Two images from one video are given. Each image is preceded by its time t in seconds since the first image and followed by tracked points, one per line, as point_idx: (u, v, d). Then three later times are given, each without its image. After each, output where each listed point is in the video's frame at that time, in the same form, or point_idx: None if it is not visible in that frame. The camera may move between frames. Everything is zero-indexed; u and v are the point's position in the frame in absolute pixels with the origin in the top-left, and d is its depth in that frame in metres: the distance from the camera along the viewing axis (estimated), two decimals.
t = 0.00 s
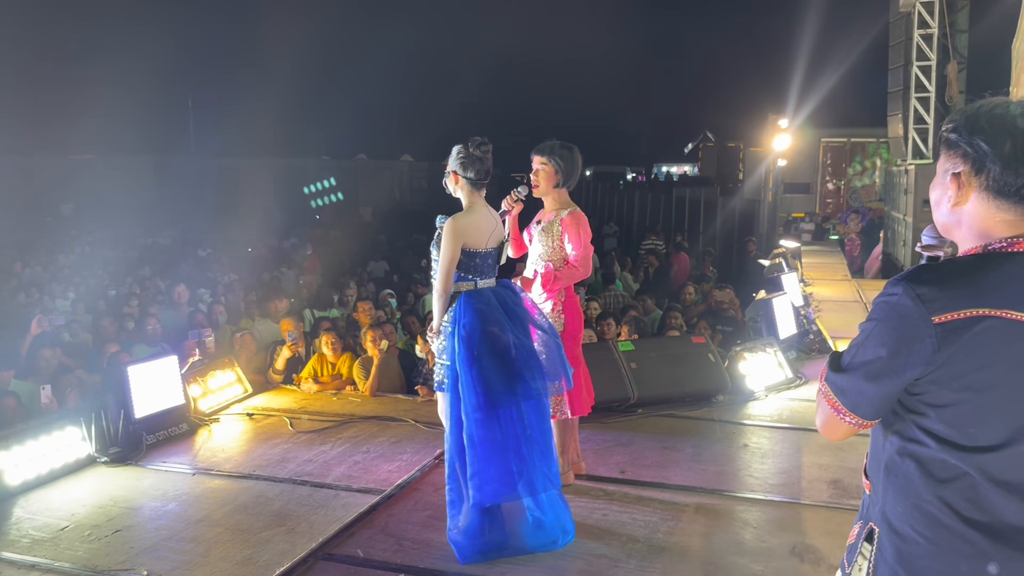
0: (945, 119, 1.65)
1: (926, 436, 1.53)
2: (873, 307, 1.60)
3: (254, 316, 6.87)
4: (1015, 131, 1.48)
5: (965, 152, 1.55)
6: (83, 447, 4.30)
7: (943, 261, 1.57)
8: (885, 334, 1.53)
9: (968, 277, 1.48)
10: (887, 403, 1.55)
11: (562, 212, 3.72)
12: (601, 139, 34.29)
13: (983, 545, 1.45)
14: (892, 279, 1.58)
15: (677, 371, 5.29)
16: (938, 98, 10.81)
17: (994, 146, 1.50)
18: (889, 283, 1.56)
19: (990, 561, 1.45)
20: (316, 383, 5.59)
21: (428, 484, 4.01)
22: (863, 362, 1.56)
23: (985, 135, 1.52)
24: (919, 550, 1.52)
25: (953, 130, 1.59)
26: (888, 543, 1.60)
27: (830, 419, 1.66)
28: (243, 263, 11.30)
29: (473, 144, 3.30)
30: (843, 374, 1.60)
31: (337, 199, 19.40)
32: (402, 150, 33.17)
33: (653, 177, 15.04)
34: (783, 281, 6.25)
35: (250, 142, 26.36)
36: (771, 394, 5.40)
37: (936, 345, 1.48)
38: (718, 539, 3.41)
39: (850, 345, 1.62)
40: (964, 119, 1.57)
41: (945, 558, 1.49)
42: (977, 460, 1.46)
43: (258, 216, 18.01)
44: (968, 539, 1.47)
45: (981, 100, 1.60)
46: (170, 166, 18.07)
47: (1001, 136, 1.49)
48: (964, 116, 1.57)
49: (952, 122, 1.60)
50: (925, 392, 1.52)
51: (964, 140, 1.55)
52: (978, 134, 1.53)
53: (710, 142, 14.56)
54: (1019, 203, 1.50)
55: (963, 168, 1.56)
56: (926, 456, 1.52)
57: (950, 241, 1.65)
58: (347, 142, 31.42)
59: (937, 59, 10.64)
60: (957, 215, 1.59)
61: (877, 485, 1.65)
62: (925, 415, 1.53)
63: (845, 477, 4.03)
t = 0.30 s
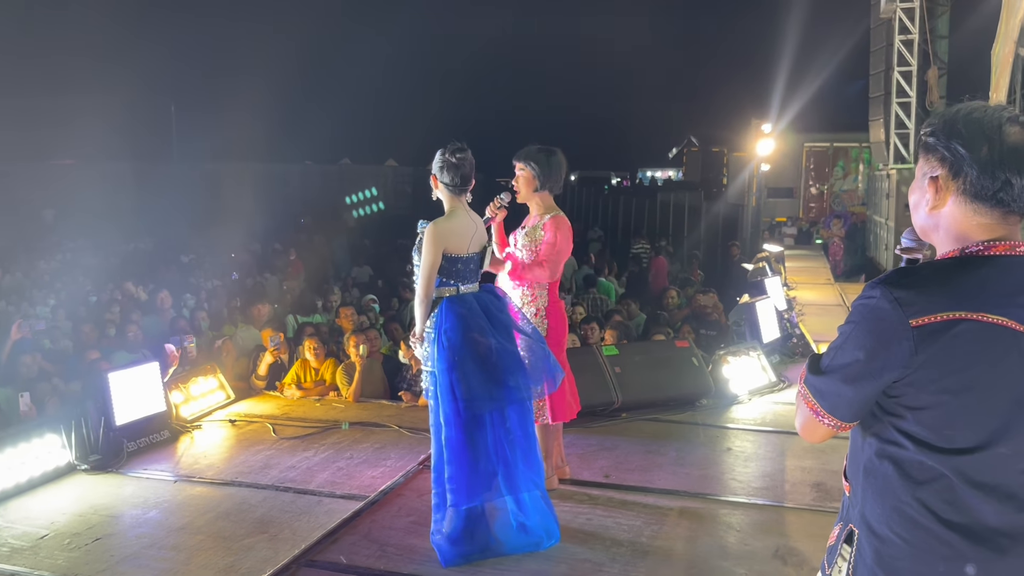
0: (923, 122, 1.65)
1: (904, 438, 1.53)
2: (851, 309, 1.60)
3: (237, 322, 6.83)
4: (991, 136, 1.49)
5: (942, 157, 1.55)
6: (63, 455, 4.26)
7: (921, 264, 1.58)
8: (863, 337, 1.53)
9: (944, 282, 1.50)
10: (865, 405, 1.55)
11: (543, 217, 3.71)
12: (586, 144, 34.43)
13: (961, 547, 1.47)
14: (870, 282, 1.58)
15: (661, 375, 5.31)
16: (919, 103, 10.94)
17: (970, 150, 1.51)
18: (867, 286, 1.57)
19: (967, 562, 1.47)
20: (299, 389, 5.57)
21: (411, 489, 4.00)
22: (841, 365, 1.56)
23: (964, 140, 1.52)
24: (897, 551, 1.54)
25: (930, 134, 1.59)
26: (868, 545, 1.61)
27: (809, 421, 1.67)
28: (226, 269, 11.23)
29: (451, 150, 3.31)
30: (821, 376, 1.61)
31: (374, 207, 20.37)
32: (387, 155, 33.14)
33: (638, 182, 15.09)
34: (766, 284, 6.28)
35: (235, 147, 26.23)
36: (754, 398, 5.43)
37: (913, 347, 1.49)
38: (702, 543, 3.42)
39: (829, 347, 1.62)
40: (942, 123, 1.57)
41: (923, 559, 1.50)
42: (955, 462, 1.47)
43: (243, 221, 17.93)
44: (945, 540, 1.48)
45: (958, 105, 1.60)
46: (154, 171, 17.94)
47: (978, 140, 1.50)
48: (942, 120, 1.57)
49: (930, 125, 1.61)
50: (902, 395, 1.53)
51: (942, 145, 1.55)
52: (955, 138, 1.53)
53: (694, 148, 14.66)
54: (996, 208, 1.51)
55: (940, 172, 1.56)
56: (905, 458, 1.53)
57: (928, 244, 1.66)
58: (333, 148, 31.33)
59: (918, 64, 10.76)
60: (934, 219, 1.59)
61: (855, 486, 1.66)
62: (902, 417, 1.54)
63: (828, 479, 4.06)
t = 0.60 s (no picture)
0: (905, 127, 1.67)
1: (885, 438, 1.55)
2: (833, 312, 1.61)
3: (222, 327, 6.80)
4: (970, 141, 1.51)
5: (922, 161, 1.58)
6: (46, 461, 4.23)
7: (901, 266, 1.60)
8: (845, 339, 1.54)
9: (926, 283, 1.51)
10: (846, 407, 1.56)
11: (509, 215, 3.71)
12: (574, 148, 34.56)
13: (941, 546, 1.50)
14: (851, 285, 1.59)
15: (646, 378, 5.34)
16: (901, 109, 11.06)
17: (950, 154, 1.53)
18: (849, 289, 1.57)
19: (946, 561, 1.50)
20: (285, 394, 5.55)
21: (397, 494, 4.00)
22: (822, 367, 1.57)
23: (943, 144, 1.54)
24: (879, 551, 1.56)
25: (912, 138, 1.61)
26: (849, 545, 1.63)
27: (792, 422, 1.67)
28: (211, 273, 11.19)
29: (436, 154, 3.32)
30: (803, 377, 1.62)
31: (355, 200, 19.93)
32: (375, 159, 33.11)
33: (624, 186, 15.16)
34: (751, 288, 6.32)
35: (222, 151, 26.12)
36: (739, 401, 5.46)
37: (894, 349, 1.50)
38: (687, 546, 3.44)
39: (811, 349, 1.63)
40: (922, 127, 1.59)
41: (904, 558, 1.53)
42: (934, 462, 1.50)
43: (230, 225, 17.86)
44: (925, 540, 1.51)
45: (938, 109, 1.62)
46: (140, 174, 17.83)
47: (957, 144, 1.52)
48: (922, 125, 1.59)
49: (911, 130, 1.63)
50: (883, 397, 1.54)
51: (921, 149, 1.57)
52: (935, 142, 1.55)
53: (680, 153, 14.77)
54: (975, 212, 1.53)
55: (920, 176, 1.58)
56: (885, 459, 1.55)
57: (908, 247, 1.68)
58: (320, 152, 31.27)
59: (900, 70, 10.87)
60: (914, 222, 1.61)
61: (837, 487, 1.68)
62: (882, 418, 1.55)
63: (812, 482, 4.09)
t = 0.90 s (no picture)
0: (891, 131, 1.70)
1: (873, 440, 1.57)
2: (820, 314, 1.63)
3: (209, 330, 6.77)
4: (954, 145, 1.53)
5: (907, 165, 1.60)
6: (31, 466, 4.19)
7: (889, 270, 1.62)
8: (833, 341, 1.56)
9: (912, 286, 1.54)
10: (836, 409, 1.58)
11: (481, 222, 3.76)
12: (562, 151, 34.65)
13: (928, 545, 1.53)
14: (839, 288, 1.61)
15: (635, 380, 5.37)
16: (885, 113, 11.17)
17: (934, 158, 1.55)
18: (836, 292, 1.60)
19: (934, 561, 1.53)
20: (272, 398, 5.54)
21: (386, 497, 4.00)
22: (811, 368, 1.58)
23: (927, 147, 1.56)
24: (867, 551, 1.58)
25: (897, 142, 1.63)
26: (838, 545, 1.65)
27: (781, 424, 1.69)
28: (198, 277, 11.13)
29: (425, 158, 3.33)
30: (792, 379, 1.63)
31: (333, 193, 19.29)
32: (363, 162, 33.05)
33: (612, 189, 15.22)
34: (738, 290, 6.36)
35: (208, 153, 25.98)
36: (727, 403, 5.50)
37: (882, 351, 1.52)
38: (676, 548, 3.45)
39: (800, 351, 1.64)
40: (908, 131, 1.62)
41: (892, 558, 1.55)
42: (922, 463, 1.52)
43: (217, 227, 17.76)
44: (913, 540, 1.53)
45: (924, 113, 1.64)
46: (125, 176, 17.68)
47: (941, 148, 1.54)
48: (908, 128, 1.61)
49: (896, 134, 1.65)
50: (871, 398, 1.56)
51: (906, 153, 1.59)
52: (920, 146, 1.57)
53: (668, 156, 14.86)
54: (959, 215, 1.55)
55: (905, 180, 1.61)
56: (873, 460, 1.57)
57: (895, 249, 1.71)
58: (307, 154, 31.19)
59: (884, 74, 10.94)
60: (900, 225, 1.64)
61: (825, 488, 1.70)
62: (871, 419, 1.57)
63: (799, 483, 4.12)
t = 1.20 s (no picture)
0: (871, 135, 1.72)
1: (856, 441, 1.58)
2: (804, 317, 1.64)
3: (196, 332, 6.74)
4: (928, 148, 1.55)
5: (883, 169, 1.62)
6: (15, 468, 4.16)
7: (870, 272, 1.63)
8: (816, 344, 1.56)
9: (895, 289, 1.55)
10: (819, 411, 1.59)
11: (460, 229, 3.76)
12: (552, 152, 34.69)
13: (910, 546, 1.54)
14: (822, 290, 1.62)
15: (622, 382, 5.38)
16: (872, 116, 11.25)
17: (907, 162, 1.57)
18: (820, 294, 1.60)
19: (917, 562, 1.54)
20: (259, 400, 5.53)
21: (373, 499, 3.99)
22: (795, 371, 1.59)
23: (901, 151, 1.58)
24: (851, 553, 1.59)
25: (875, 146, 1.66)
26: (822, 546, 1.65)
27: (765, 426, 1.69)
28: (185, 278, 11.07)
29: (409, 159, 3.33)
30: (777, 382, 1.63)
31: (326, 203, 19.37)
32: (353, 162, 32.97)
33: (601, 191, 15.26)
34: (726, 293, 6.39)
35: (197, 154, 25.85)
36: (714, 405, 5.52)
37: (864, 354, 1.53)
38: (662, 549, 3.46)
39: (784, 354, 1.65)
40: (885, 135, 1.64)
41: (876, 559, 1.56)
42: (903, 464, 1.54)
43: (205, 228, 17.67)
44: (896, 541, 1.55)
45: (903, 117, 1.66)
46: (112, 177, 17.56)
47: (914, 152, 1.56)
48: (884, 133, 1.63)
49: (875, 137, 1.67)
50: (855, 400, 1.57)
51: (881, 157, 1.62)
52: (893, 151, 1.60)
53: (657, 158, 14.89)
54: (934, 218, 1.57)
55: (882, 184, 1.63)
56: (856, 461, 1.58)
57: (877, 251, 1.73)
58: (297, 155, 31.09)
59: (871, 77, 11.00)
60: (880, 227, 1.66)
61: (809, 489, 1.71)
62: (854, 421, 1.58)
63: (785, 484, 4.14)
